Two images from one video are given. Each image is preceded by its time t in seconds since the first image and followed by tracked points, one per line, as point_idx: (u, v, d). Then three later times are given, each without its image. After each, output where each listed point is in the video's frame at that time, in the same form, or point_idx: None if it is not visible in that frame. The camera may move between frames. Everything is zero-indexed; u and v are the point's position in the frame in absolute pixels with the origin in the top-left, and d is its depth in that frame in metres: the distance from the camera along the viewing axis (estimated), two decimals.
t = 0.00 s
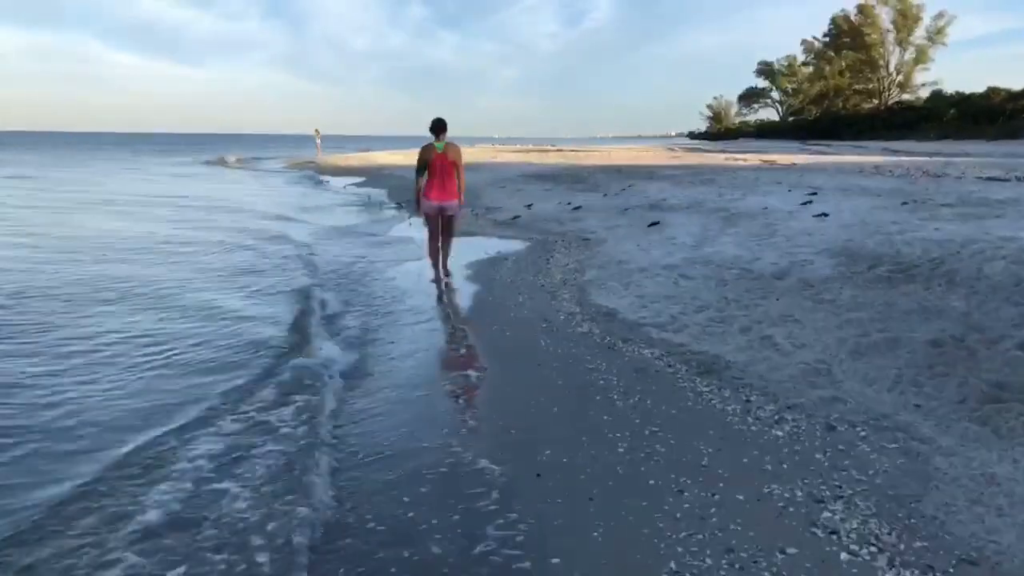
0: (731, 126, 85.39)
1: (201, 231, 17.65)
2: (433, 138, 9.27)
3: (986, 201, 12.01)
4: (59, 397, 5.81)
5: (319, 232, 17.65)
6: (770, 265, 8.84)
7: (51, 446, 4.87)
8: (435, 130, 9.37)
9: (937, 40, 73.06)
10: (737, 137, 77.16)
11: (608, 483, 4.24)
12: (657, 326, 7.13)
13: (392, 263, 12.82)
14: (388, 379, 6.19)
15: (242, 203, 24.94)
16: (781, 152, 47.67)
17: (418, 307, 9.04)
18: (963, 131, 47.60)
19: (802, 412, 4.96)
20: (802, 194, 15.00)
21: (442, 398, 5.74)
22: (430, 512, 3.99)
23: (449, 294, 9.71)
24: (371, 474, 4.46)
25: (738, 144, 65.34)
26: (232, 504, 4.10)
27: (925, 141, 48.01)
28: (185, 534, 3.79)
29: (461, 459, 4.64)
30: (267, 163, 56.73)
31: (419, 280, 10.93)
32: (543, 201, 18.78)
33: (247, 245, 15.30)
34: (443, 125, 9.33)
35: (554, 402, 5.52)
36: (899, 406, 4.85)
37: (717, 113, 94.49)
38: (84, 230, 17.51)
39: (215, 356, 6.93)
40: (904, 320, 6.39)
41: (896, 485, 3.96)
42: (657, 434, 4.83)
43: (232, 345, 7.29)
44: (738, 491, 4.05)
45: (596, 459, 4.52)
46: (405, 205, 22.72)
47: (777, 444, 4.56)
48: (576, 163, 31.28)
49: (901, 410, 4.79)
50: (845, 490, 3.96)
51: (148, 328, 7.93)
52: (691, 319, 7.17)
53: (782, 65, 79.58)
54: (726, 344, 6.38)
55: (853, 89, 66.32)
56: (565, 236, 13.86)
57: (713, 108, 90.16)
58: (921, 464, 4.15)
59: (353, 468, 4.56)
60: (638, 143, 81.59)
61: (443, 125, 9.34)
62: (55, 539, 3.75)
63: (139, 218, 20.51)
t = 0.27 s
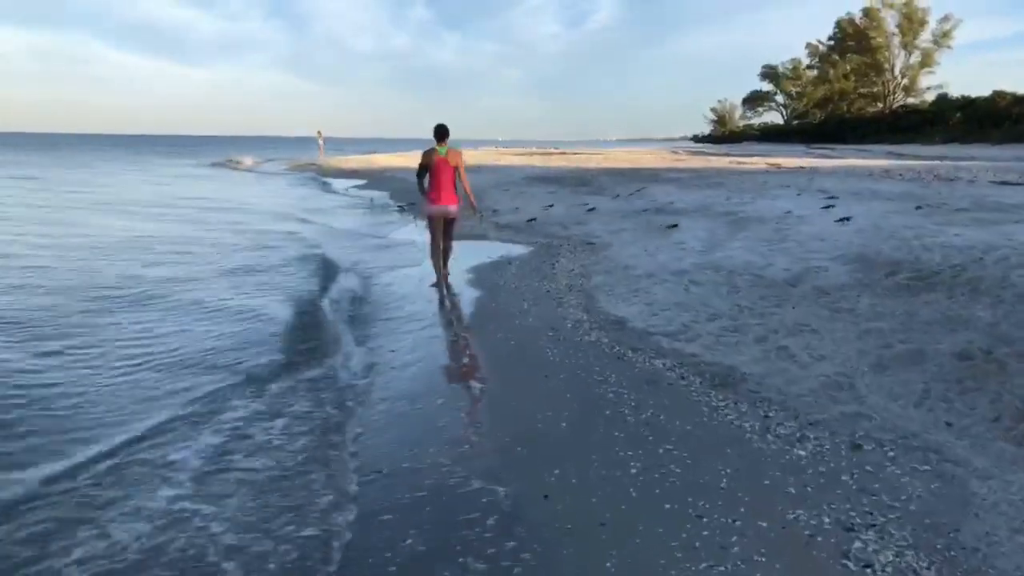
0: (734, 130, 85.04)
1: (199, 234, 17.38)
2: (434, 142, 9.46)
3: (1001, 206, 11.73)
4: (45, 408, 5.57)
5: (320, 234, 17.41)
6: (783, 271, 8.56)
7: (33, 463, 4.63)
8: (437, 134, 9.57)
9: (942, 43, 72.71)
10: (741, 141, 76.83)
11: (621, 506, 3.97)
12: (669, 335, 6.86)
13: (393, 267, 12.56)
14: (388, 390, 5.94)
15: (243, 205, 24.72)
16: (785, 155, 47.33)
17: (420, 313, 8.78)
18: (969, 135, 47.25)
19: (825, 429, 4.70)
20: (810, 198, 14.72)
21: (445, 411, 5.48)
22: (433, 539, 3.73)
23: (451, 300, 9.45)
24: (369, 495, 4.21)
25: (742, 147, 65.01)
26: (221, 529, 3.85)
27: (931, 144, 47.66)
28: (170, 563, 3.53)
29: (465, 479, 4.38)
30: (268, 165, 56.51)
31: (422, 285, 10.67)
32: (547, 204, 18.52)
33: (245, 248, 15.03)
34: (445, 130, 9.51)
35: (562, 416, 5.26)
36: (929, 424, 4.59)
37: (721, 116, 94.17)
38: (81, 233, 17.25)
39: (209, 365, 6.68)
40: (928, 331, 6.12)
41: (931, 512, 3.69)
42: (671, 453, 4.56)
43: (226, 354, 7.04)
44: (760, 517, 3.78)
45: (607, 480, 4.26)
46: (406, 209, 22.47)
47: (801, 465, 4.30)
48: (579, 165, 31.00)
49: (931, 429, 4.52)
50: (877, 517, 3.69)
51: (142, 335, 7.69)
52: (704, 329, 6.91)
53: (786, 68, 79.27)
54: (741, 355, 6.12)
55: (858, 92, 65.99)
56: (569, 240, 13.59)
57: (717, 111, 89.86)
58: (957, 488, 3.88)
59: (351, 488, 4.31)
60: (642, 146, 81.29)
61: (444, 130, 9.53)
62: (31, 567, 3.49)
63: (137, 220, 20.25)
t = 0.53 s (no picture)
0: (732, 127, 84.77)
1: (192, 233, 17.07)
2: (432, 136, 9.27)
3: (1009, 204, 11.49)
4: (22, 413, 5.32)
5: (316, 233, 17.14)
6: (791, 273, 8.31)
7: (4, 474, 4.37)
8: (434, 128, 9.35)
9: (940, 39, 72.50)
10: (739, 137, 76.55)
11: (630, 531, 3.71)
12: (675, 341, 6.61)
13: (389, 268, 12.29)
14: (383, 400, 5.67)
15: (238, 203, 24.44)
16: (782, 152, 47.06)
17: (417, 316, 8.52)
18: (967, 131, 47.02)
19: (844, 444, 4.45)
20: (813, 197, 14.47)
21: (442, 422, 5.22)
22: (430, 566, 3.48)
23: (449, 303, 9.18)
24: (362, 515, 3.95)
25: (740, 144, 64.73)
26: (201, 552, 3.59)
27: (929, 141, 47.42)
28: None
29: (463, 498, 4.12)
30: (263, 162, 56.12)
31: (419, 286, 10.40)
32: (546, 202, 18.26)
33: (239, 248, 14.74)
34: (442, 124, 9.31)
35: (565, 428, 5.01)
36: (954, 438, 4.34)
37: (718, 113, 93.89)
38: (71, 233, 16.93)
39: (196, 370, 6.42)
40: (946, 336, 5.87)
41: (963, 538, 3.45)
42: (682, 470, 4.31)
43: (212, 358, 6.77)
44: (779, 542, 3.53)
45: (615, 501, 4.00)
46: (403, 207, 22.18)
47: (820, 484, 4.04)
48: (576, 163, 30.73)
49: (957, 444, 4.27)
50: (905, 543, 3.44)
51: (124, 338, 7.43)
52: (711, 334, 6.65)
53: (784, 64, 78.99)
54: (752, 362, 5.86)
55: (857, 89, 65.73)
56: (569, 240, 13.33)
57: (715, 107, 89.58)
58: (990, 511, 3.63)
59: (342, 506, 4.05)
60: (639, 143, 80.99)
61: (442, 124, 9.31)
62: None
63: (129, 219, 19.93)
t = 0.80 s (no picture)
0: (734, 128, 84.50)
1: (187, 237, 16.80)
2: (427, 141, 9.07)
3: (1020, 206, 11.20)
4: None
5: (314, 237, 16.88)
6: (800, 278, 8.03)
7: None
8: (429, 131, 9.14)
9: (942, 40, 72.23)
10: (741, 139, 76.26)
11: (636, 561, 3.43)
12: (681, 350, 6.33)
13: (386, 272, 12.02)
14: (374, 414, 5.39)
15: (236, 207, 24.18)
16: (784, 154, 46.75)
17: (413, 324, 8.25)
18: (970, 131, 46.69)
19: (863, 463, 4.16)
20: (818, 198, 14.18)
21: (436, 438, 4.94)
22: None
23: (446, 309, 8.91)
24: (349, 544, 3.69)
25: (742, 146, 64.44)
26: None
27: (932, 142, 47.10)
28: None
29: (457, 524, 3.85)
30: (263, 165, 55.89)
31: (417, 291, 10.13)
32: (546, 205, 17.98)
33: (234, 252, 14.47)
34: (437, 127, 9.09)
35: (565, 444, 4.73)
36: (981, 458, 4.06)
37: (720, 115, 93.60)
38: (64, 238, 16.67)
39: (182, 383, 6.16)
40: (965, 345, 5.60)
41: (997, 571, 3.17)
42: (690, 492, 4.04)
43: (192, 369, 6.51)
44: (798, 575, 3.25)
45: (619, 527, 3.72)
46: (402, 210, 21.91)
47: (840, 508, 3.76)
48: (577, 165, 30.44)
49: (986, 464, 3.99)
50: None
51: (104, 352, 7.18)
52: (719, 343, 6.38)
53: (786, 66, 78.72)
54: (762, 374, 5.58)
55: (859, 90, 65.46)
56: (569, 244, 13.05)
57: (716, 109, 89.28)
58: None
59: (328, 534, 3.78)
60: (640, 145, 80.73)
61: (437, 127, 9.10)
62: None
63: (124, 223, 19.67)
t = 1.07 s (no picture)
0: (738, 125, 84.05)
1: (183, 236, 16.53)
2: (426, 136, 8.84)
3: None
4: None
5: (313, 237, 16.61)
6: (811, 281, 7.76)
7: None
8: (429, 127, 8.89)
9: (947, 36, 71.72)
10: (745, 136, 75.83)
11: None
12: (688, 359, 6.06)
13: (384, 274, 11.74)
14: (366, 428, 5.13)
15: (234, 205, 23.92)
16: (787, 151, 46.35)
17: (411, 328, 7.98)
18: (976, 128, 46.26)
19: (886, 488, 3.90)
20: (826, 197, 13.89)
21: (431, 454, 4.68)
22: None
23: (444, 313, 8.63)
24: None
25: (746, 142, 64.00)
26: None
27: (938, 139, 46.65)
28: None
29: (451, 554, 3.59)
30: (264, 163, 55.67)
31: (415, 293, 9.87)
32: (548, 204, 17.70)
33: (230, 252, 14.20)
34: (437, 123, 8.84)
35: (567, 464, 4.47)
36: (1013, 482, 3.80)
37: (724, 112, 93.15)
38: (59, 237, 16.40)
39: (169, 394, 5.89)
40: (988, 355, 5.32)
41: None
42: (701, 519, 3.77)
43: (175, 379, 6.28)
44: None
45: (624, 558, 3.46)
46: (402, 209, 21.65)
47: (863, 539, 3.50)
48: (579, 163, 30.14)
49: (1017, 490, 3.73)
50: None
51: (85, 357, 6.95)
52: (727, 351, 6.10)
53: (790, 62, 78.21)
54: (774, 386, 5.31)
55: (864, 87, 64.98)
56: (572, 244, 12.79)
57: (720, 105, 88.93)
58: None
59: (313, 566, 3.52)
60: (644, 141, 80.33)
61: (437, 124, 8.85)
62: None
63: (121, 222, 19.40)
